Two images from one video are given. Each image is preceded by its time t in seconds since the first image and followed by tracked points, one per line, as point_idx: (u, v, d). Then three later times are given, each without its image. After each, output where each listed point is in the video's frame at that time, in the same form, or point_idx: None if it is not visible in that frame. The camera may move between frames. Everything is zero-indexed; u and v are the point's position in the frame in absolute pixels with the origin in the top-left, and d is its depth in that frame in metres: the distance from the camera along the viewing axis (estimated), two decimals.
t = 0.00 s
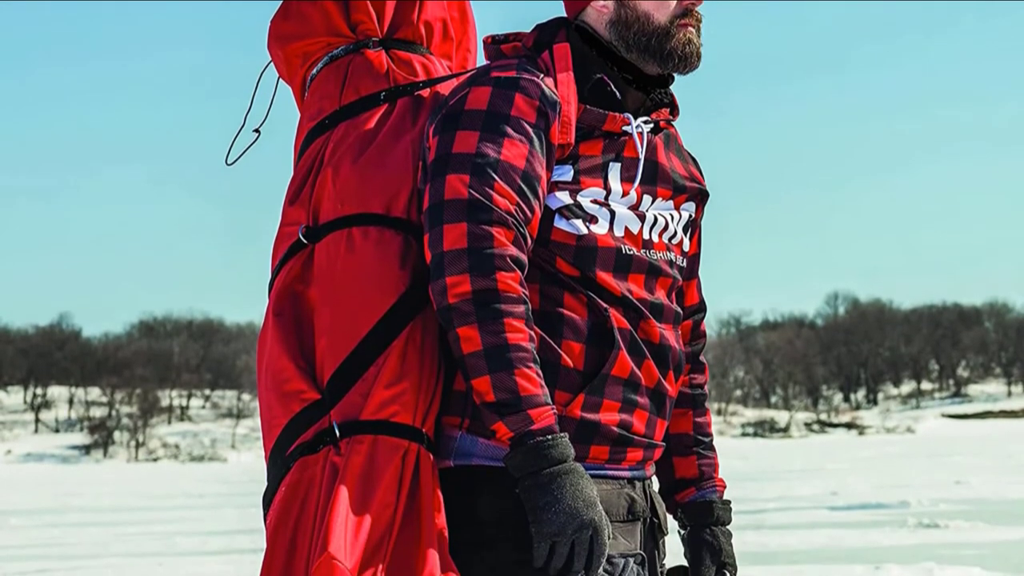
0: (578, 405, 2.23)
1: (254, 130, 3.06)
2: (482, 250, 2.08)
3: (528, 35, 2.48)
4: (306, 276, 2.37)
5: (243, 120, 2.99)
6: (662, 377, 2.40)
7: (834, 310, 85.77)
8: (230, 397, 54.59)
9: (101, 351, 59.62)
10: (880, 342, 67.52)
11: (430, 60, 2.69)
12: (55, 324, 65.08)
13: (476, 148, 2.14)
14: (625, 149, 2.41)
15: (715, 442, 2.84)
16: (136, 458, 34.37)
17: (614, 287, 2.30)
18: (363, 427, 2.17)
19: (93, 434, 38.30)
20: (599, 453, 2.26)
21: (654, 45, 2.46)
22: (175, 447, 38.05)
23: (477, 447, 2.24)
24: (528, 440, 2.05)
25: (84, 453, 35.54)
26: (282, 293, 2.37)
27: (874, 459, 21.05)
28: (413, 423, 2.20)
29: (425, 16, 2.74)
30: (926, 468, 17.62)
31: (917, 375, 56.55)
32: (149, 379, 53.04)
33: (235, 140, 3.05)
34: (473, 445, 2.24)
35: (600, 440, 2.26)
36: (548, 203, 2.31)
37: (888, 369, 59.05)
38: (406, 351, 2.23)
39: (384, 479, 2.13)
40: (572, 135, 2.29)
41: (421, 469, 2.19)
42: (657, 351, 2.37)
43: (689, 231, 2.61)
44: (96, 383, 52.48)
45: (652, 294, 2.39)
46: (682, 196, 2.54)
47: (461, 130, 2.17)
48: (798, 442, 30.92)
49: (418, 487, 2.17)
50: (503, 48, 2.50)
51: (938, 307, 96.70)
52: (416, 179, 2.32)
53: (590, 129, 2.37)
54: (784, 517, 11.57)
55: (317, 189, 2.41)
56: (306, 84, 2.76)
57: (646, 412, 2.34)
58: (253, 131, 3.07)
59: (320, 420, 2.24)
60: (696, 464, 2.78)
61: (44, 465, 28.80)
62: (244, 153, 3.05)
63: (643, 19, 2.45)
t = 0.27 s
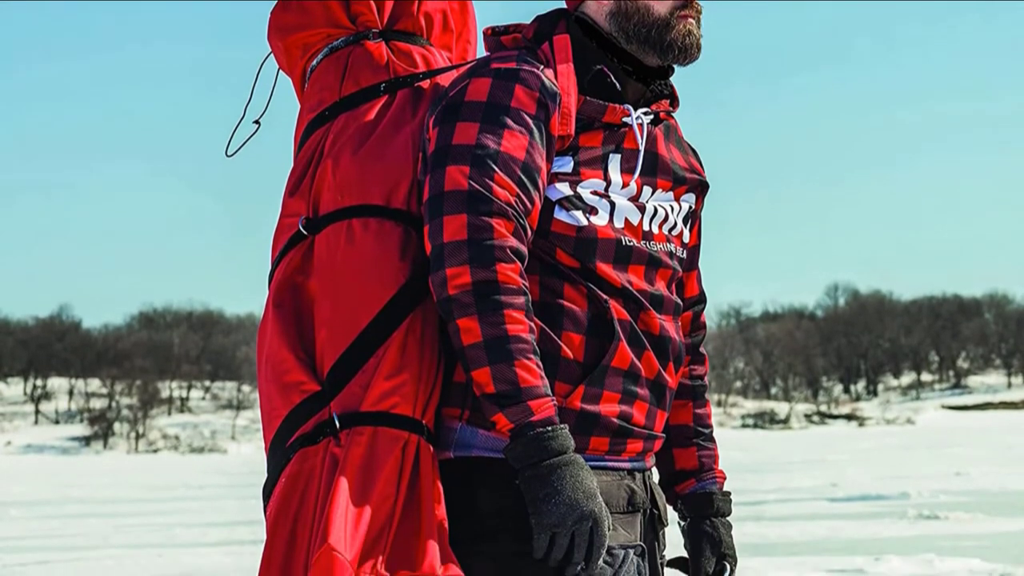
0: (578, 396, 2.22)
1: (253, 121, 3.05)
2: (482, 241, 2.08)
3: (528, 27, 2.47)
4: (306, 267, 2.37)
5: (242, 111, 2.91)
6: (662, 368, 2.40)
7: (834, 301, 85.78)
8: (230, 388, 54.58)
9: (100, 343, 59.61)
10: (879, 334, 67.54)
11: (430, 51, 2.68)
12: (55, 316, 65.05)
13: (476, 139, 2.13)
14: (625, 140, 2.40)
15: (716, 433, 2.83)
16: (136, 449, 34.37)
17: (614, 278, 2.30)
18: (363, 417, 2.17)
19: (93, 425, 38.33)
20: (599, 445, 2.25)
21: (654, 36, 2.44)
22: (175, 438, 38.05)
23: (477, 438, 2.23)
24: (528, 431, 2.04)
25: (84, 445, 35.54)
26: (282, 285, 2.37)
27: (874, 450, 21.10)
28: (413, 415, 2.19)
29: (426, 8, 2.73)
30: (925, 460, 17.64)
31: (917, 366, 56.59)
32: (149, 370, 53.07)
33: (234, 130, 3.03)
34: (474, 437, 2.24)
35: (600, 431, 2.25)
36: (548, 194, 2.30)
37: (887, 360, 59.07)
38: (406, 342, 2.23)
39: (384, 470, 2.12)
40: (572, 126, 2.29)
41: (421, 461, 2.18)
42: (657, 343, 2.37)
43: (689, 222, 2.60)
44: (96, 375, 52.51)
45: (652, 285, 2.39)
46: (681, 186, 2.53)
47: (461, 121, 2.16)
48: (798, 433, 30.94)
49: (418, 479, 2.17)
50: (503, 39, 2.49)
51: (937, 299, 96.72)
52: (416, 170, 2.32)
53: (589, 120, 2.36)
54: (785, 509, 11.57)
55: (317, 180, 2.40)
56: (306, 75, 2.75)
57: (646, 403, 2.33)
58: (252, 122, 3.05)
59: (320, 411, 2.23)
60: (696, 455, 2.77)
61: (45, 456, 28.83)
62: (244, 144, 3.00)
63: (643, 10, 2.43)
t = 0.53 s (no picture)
0: (578, 386, 2.22)
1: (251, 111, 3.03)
2: (482, 231, 2.07)
3: (528, 17, 2.46)
4: (307, 257, 2.36)
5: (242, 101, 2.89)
6: (662, 358, 2.39)
7: (834, 291, 85.85)
8: (230, 378, 54.60)
9: (100, 333, 59.60)
10: (879, 323, 67.54)
11: (430, 41, 2.67)
12: (55, 306, 65.03)
13: (476, 130, 2.13)
14: (625, 130, 2.39)
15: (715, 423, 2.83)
16: (136, 439, 34.39)
17: (614, 268, 2.29)
18: (362, 407, 2.16)
19: (93, 415, 38.35)
20: (599, 435, 2.25)
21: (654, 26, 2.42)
22: (175, 429, 38.05)
23: (477, 428, 2.23)
24: (529, 421, 2.04)
25: (84, 434, 35.55)
26: (282, 274, 2.36)
27: (874, 440, 21.11)
28: (413, 405, 2.19)
29: None
30: (925, 450, 17.66)
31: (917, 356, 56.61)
32: (149, 360, 53.08)
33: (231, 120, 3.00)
34: (473, 427, 2.24)
35: (600, 421, 2.25)
36: (549, 183, 2.29)
37: (888, 350, 59.10)
38: (406, 332, 2.22)
39: (384, 460, 2.12)
40: (572, 116, 2.28)
41: (421, 451, 2.18)
42: (657, 332, 2.36)
43: (689, 212, 2.59)
44: (96, 364, 52.53)
45: (652, 275, 2.38)
46: (682, 176, 2.52)
47: (461, 111, 2.15)
48: (798, 423, 30.96)
49: (418, 468, 2.16)
50: (503, 29, 2.48)
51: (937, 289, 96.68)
52: (416, 160, 2.31)
53: (590, 110, 2.36)
54: (785, 499, 11.58)
55: (317, 170, 2.39)
56: (306, 65, 2.73)
57: (646, 393, 2.33)
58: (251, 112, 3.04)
59: (320, 401, 2.22)
60: (696, 445, 2.77)
61: (46, 446, 28.81)
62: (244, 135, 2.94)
63: None
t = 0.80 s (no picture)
0: (578, 375, 2.21)
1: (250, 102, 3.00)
2: (482, 221, 2.06)
3: (528, 7, 2.45)
4: (306, 247, 2.35)
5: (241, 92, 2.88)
6: (662, 348, 2.39)
7: (834, 281, 85.84)
8: (230, 368, 54.65)
9: (100, 322, 59.62)
10: (880, 314, 67.56)
11: (430, 31, 2.65)
12: (55, 296, 65.05)
13: (476, 120, 2.12)
14: (625, 120, 2.39)
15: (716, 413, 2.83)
16: (137, 429, 34.44)
17: (614, 258, 2.28)
18: (363, 397, 2.15)
19: (93, 405, 38.42)
20: (599, 425, 2.25)
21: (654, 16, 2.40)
22: (175, 418, 38.10)
23: (477, 418, 2.23)
24: (528, 412, 2.03)
25: (84, 424, 35.60)
26: (282, 264, 2.35)
27: (874, 430, 21.13)
28: (413, 395, 2.18)
29: None
30: (925, 439, 17.67)
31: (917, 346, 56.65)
32: (149, 350, 53.11)
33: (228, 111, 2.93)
34: (473, 417, 2.23)
35: (601, 412, 2.24)
36: (548, 173, 2.28)
37: (888, 340, 59.12)
38: (406, 322, 2.22)
39: (384, 450, 2.12)
40: (572, 106, 2.27)
41: (421, 441, 2.17)
42: (657, 322, 2.36)
43: (689, 202, 2.59)
44: (96, 354, 52.57)
45: (652, 265, 2.38)
46: (682, 166, 2.52)
47: (461, 102, 2.14)
48: (798, 413, 30.99)
49: (418, 458, 2.16)
50: (503, 19, 2.47)
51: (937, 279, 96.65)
52: (416, 150, 2.30)
53: (589, 100, 2.35)
54: (785, 489, 11.59)
55: (317, 160, 2.38)
56: (306, 55, 2.72)
57: (646, 383, 2.33)
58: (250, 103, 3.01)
59: (320, 391, 2.22)
60: (696, 435, 2.77)
61: (45, 436, 28.87)
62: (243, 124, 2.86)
63: None
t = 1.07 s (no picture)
0: (578, 367, 2.21)
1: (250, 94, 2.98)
2: (482, 213, 2.06)
3: None
4: (307, 239, 2.35)
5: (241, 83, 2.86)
6: (662, 339, 2.38)
7: (833, 272, 85.82)
8: (230, 360, 54.67)
9: (100, 314, 59.63)
10: (880, 305, 67.56)
11: (430, 22, 2.64)
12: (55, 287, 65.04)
13: (476, 111, 2.11)
14: (625, 112, 2.38)
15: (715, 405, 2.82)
16: (136, 421, 34.48)
17: (614, 250, 2.28)
18: (363, 389, 2.15)
19: (93, 396, 38.46)
20: (599, 417, 2.24)
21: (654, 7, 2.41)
22: (175, 410, 38.14)
23: (477, 410, 2.22)
24: (528, 403, 2.03)
25: (84, 416, 35.64)
26: (282, 256, 2.35)
27: (874, 421, 21.16)
28: (413, 386, 2.18)
29: None
30: (925, 431, 17.68)
31: (917, 337, 56.67)
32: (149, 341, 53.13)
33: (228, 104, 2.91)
34: (473, 409, 2.23)
35: (600, 403, 2.24)
36: (548, 165, 2.27)
37: (888, 332, 59.13)
38: (406, 314, 2.21)
39: (384, 442, 2.11)
40: (572, 97, 2.26)
41: (421, 433, 2.17)
42: (657, 314, 2.35)
43: (689, 193, 2.58)
44: (96, 346, 52.59)
45: (652, 257, 2.37)
46: (682, 158, 2.51)
47: (461, 93, 2.14)
48: (798, 404, 31.01)
49: (418, 450, 2.16)
50: (503, 10, 2.46)
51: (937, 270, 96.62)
52: (416, 142, 2.29)
53: (589, 92, 2.34)
54: (785, 480, 11.61)
55: (317, 152, 2.38)
56: (306, 46, 2.71)
57: (646, 374, 2.32)
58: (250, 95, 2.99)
59: (320, 382, 2.21)
60: (696, 427, 2.77)
61: (45, 428, 28.87)
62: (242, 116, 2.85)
63: None
